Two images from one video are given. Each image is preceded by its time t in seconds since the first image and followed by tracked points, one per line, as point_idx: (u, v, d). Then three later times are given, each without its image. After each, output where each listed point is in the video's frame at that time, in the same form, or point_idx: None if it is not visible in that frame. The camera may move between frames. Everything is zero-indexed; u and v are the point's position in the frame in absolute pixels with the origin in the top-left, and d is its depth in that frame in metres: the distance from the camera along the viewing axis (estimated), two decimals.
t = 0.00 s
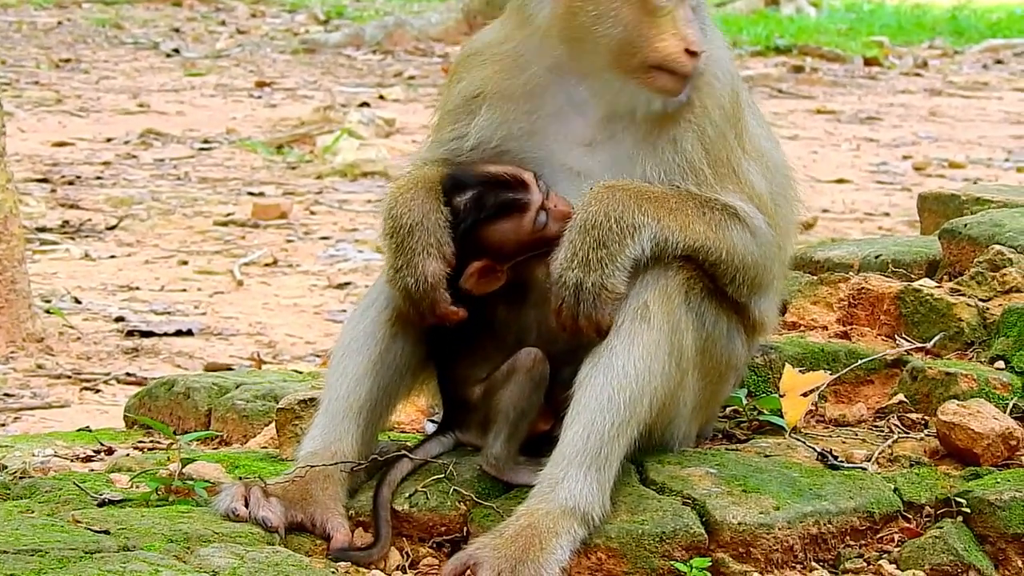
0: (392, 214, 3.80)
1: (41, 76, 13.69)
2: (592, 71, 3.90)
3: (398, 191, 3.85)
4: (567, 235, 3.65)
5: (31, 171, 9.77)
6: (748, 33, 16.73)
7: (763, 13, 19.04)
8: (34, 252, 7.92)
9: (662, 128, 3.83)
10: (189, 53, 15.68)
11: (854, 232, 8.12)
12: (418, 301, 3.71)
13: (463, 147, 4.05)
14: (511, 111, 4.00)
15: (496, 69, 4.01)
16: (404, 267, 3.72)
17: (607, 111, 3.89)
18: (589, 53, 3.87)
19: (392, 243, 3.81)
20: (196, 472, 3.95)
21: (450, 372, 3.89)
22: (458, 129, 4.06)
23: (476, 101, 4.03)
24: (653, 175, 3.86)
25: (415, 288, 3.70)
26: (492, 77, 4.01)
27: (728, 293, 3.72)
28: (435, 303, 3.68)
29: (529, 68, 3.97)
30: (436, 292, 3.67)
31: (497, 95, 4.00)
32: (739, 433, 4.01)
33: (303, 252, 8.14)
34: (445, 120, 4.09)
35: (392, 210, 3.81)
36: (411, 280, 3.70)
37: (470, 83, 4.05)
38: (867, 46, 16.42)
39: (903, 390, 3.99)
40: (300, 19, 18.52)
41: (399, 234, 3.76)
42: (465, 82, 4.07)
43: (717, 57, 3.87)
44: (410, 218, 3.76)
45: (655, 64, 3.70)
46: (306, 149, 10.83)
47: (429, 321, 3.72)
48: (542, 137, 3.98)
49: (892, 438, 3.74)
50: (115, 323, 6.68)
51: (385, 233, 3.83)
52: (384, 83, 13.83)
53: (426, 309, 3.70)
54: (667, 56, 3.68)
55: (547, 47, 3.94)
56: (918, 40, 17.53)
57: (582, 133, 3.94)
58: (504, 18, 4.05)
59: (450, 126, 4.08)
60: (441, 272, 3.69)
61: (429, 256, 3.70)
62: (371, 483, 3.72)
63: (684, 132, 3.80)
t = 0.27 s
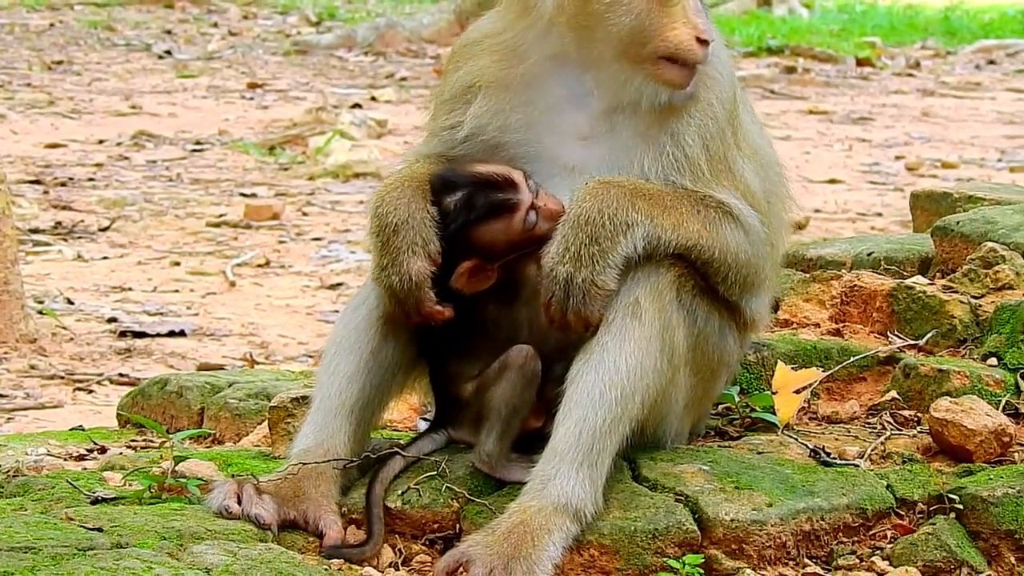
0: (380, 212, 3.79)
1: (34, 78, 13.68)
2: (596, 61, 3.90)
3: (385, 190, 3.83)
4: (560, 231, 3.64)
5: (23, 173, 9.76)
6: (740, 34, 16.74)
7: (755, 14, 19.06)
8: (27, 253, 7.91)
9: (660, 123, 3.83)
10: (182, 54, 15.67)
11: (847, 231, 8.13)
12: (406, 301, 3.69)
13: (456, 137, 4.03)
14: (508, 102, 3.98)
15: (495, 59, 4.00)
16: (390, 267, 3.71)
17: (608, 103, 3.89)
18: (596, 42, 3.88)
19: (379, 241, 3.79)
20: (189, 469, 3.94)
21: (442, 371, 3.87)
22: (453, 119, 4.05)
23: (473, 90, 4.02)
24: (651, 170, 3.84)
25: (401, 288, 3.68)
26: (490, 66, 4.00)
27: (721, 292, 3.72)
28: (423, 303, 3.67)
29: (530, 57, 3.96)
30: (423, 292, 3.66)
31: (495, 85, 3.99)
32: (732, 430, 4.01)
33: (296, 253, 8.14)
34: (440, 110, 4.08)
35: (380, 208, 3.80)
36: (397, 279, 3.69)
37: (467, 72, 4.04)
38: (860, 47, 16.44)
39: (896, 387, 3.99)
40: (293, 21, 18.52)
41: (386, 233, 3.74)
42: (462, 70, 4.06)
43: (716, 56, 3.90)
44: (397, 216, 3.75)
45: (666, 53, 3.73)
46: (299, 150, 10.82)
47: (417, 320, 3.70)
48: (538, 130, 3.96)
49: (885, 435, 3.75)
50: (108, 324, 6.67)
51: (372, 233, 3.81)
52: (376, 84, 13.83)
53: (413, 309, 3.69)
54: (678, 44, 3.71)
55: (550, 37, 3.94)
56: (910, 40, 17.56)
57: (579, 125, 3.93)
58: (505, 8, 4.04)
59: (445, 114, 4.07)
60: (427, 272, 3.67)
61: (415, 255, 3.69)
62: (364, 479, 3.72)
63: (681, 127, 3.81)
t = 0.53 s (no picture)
0: (375, 217, 3.76)
1: (28, 76, 13.65)
2: (596, 56, 3.89)
3: (381, 193, 3.80)
4: (557, 229, 3.63)
5: (18, 171, 9.74)
6: (735, 27, 16.73)
7: (749, 6, 19.05)
8: (22, 252, 7.90)
9: (658, 121, 3.82)
10: (176, 51, 15.65)
11: (842, 224, 8.12)
12: (401, 305, 3.68)
13: (451, 133, 4.01)
14: (503, 99, 3.95)
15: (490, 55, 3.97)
16: (387, 271, 3.69)
17: (606, 99, 3.88)
18: (596, 38, 3.87)
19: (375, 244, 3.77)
20: (184, 472, 3.94)
21: (437, 372, 3.86)
22: (448, 115, 4.03)
23: (468, 87, 3.99)
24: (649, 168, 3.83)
25: (398, 293, 3.66)
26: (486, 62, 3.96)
27: (715, 292, 3.71)
28: (418, 306, 3.65)
29: (527, 53, 3.93)
30: (419, 295, 3.65)
31: (491, 81, 3.96)
32: (726, 429, 4.01)
33: (291, 250, 8.13)
34: (435, 106, 4.05)
35: (374, 212, 3.77)
36: (393, 283, 3.67)
37: (462, 68, 4.00)
38: (854, 38, 16.43)
39: (890, 384, 3.98)
40: (287, 16, 18.50)
41: (381, 237, 3.72)
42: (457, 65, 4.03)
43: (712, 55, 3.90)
44: (392, 222, 3.72)
45: (668, 48, 3.72)
46: (294, 147, 10.81)
47: (412, 324, 3.69)
48: (534, 127, 3.93)
49: (879, 432, 3.74)
50: (103, 323, 6.67)
51: (368, 236, 3.78)
52: (371, 79, 13.82)
53: (408, 313, 3.67)
54: (681, 40, 3.72)
55: (548, 31, 3.91)
56: (904, 31, 17.55)
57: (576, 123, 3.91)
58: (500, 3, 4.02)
59: (440, 111, 4.04)
60: (424, 276, 3.66)
61: (412, 259, 3.67)
62: (358, 482, 3.71)
63: (679, 125, 3.80)
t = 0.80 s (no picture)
0: (367, 226, 3.74)
1: (22, 82, 13.64)
2: (590, 63, 3.88)
3: (372, 203, 3.79)
4: (551, 234, 3.62)
5: (11, 178, 9.73)
6: (728, 28, 16.73)
7: (743, 7, 19.06)
8: (16, 259, 7.89)
9: (652, 126, 3.81)
10: (170, 56, 15.63)
11: (836, 225, 8.12)
12: (393, 314, 3.67)
13: (443, 140, 4.00)
14: (496, 105, 3.94)
15: (484, 61, 3.96)
16: (380, 281, 3.68)
17: (600, 105, 3.87)
18: (590, 43, 3.86)
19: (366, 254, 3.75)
20: (176, 480, 3.92)
21: (429, 379, 3.86)
22: (440, 121, 4.01)
23: (461, 93, 3.97)
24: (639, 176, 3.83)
25: (391, 302, 3.66)
26: (480, 68, 3.95)
27: (706, 298, 3.71)
28: (410, 316, 3.65)
29: (521, 60, 3.92)
30: (412, 304, 3.64)
31: (484, 87, 3.94)
32: (718, 433, 4.01)
33: (285, 255, 8.12)
34: (427, 111, 4.04)
35: (366, 222, 3.76)
36: (387, 292, 3.66)
37: (455, 74, 3.99)
38: (847, 39, 16.44)
39: (882, 387, 3.98)
40: (280, 20, 18.49)
41: (374, 247, 3.71)
42: (449, 70, 4.01)
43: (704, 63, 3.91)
44: (385, 231, 3.71)
45: (663, 52, 3.72)
46: (287, 151, 10.80)
47: (404, 334, 3.69)
48: (527, 133, 3.92)
49: (871, 436, 3.74)
50: (97, 329, 6.65)
51: (359, 245, 3.77)
52: (364, 83, 13.81)
53: (401, 323, 3.67)
54: (677, 44, 3.72)
55: (542, 37, 3.90)
56: (897, 31, 17.57)
57: (570, 129, 3.90)
58: (494, 9, 4.01)
59: (433, 117, 4.02)
60: (417, 286, 3.65)
61: (405, 269, 3.66)
62: (352, 489, 3.70)
63: (673, 130, 3.80)
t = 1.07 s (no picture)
0: (363, 235, 3.74)
1: (16, 86, 13.62)
2: (589, 67, 3.88)
3: (368, 211, 3.79)
4: (547, 242, 3.62)
5: (6, 182, 9.72)
6: (723, 29, 16.74)
7: (737, 9, 19.07)
8: (11, 264, 7.88)
9: (648, 131, 3.82)
10: (164, 59, 15.62)
11: (831, 227, 8.12)
12: (390, 323, 3.67)
13: (440, 143, 3.98)
14: (493, 109, 3.93)
15: (480, 65, 3.94)
16: (376, 290, 3.68)
17: (597, 109, 3.87)
18: (588, 48, 3.87)
19: (362, 263, 3.75)
20: (171, 487, 3.90)
21: (422, 385, 3.84)
22: (436, 126, 4.00)
23: (457, 98, 3.96)
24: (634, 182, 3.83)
25: (387, 310, 3.65)
26: (477, 73, 3.94)
27: (702, 305, 3.70)
28: (407, 325, 3.64)
29: (517, 65, 3.91)
30: (409, 313, 3.64)
31: (480, 93, 3.93)
32: (714, 439, 4.00)
33: (280, 258, 8.12)
34: (423, 116, 4.03)
35: (362, 231, 3.75)
36: (383, 301, 3.66)
37: (451, 80, 3.98)
38: (842, 40, 16.45)
39: (877, 392, 3.99)
40: (275, 23, 18.48)
41: (370, 257, 3.70)
42: (444, 76, 4.00)
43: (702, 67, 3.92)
44: (381, 240, 3.71)
45: (662, 55, 3.75)
46: (282, 154, 10.79)
47: (400, 343, 3.69)
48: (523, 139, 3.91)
49: (866, 441, 3.74)
50: (92, 333, 6.64)
51: (355, 253, 3.77)
52: (359, 86, 13.80)
53: (398, 332, 3.66)
54: (676, 47, 3.75)
55: (539, 41, 3.89)
56: (892, 32, 17.58)
57: (565, 135, 3.89)
58: (488, 13, 4.00)
59: (428, 121, 4.01)
60: (413, 295, 3.65)
61: (401, 278, 3.66)
62: (345, 496, 3.69)
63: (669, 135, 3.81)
